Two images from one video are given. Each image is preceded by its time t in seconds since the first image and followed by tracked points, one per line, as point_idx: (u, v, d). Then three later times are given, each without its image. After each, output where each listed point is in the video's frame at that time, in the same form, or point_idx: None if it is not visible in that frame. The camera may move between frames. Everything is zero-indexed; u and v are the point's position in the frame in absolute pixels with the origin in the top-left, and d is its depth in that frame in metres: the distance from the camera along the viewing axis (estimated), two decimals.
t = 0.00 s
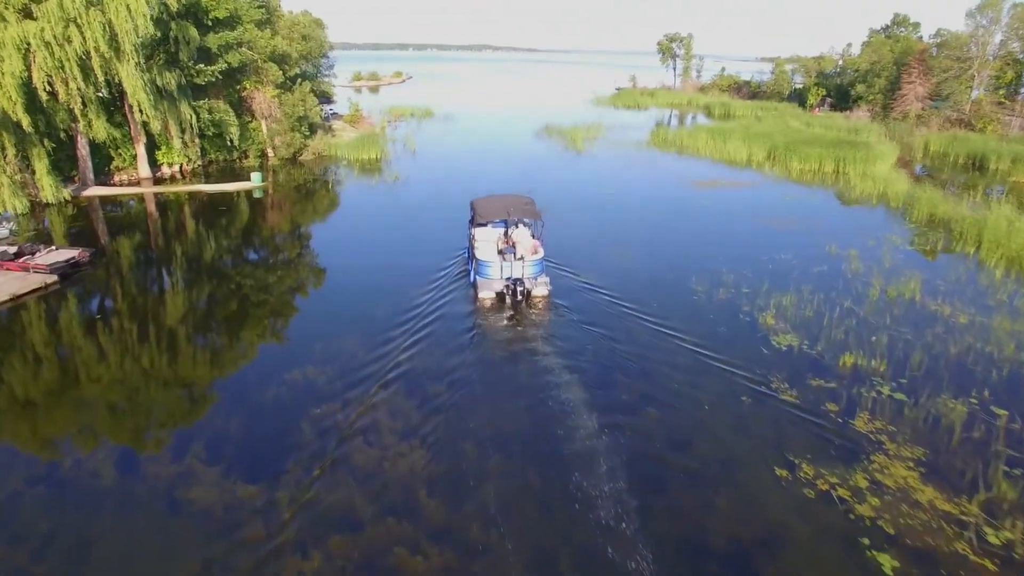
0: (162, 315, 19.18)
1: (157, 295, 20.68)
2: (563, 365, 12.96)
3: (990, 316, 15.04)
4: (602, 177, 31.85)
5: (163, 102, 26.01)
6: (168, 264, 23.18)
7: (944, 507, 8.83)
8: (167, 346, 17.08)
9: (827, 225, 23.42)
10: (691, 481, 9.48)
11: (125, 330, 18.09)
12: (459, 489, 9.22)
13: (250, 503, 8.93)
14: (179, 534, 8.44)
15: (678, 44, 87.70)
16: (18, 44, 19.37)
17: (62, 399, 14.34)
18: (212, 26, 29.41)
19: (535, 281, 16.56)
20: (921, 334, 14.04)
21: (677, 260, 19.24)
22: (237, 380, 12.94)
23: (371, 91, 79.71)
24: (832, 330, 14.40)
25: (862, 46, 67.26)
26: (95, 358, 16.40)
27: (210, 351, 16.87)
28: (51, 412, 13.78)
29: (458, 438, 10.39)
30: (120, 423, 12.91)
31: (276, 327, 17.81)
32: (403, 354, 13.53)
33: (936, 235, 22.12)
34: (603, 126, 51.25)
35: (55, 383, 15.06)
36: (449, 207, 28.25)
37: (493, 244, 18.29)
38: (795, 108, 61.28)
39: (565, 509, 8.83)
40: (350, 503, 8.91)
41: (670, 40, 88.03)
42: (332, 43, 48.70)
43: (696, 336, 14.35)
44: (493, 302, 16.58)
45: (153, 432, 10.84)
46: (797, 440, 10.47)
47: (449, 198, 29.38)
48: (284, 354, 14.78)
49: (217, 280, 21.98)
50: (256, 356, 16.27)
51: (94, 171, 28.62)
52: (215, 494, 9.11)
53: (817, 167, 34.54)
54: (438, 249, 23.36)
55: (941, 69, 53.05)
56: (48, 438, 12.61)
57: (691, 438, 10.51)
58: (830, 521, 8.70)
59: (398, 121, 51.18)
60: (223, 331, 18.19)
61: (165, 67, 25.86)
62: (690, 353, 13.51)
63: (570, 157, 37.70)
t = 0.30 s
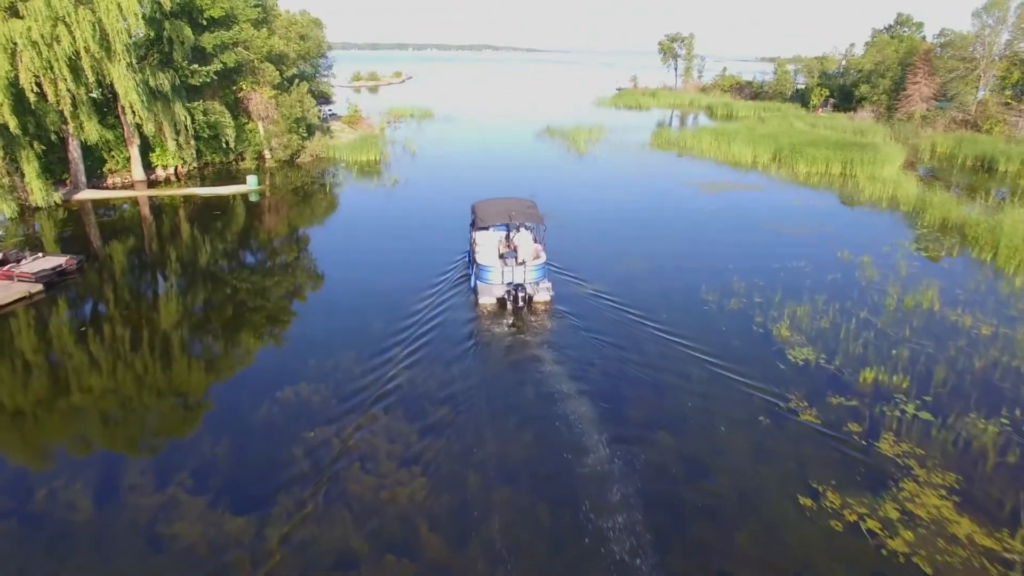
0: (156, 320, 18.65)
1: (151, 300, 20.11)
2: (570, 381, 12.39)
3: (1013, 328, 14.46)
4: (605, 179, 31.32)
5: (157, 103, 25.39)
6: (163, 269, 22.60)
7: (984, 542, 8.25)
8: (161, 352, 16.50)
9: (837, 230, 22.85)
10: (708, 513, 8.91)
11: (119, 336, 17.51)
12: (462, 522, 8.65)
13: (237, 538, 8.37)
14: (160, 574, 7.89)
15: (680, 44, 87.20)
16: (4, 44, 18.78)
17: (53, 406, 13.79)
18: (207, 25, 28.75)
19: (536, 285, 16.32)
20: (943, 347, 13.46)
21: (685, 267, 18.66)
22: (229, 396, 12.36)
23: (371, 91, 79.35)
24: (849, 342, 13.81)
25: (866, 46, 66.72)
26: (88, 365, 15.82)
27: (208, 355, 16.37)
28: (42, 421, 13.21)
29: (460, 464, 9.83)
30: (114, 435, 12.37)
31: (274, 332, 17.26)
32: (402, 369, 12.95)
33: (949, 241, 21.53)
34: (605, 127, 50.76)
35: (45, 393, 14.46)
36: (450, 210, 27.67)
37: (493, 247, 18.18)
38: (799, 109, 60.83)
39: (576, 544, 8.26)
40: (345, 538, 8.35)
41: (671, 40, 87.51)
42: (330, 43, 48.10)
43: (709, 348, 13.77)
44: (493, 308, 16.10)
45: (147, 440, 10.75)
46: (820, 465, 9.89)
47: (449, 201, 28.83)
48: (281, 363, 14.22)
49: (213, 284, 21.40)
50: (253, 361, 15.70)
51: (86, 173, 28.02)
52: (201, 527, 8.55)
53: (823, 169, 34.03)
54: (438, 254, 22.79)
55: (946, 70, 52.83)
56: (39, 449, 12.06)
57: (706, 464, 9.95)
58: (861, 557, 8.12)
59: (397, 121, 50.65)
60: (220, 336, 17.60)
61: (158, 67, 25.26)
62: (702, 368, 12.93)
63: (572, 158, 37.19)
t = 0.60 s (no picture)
0: (151, 325, 18.15)
1: (145, 306, 19.56)
2: (577, 398, 11.85)
3: None
4: (608, 182, 30.74)
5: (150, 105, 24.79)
6: (158, 273, 22.04)
7: None
8: (156, 357, 15.99)
9: (847, 234, 22.28)
10: (727, 547, 8.44)
11: (112, 343, 16.96)
12: (467, 560, 8.21)
13: None
14: None
15: (681, 44, 86.56)
16: None
17: (42, 414, 13.23)
18: (202, 24, 28.11)
19: (539, 291, 15.83)
20: (965, 360, 12.90)
21: (693, 274, 18.09)
22: (220, 413, 11.79)
23: (370, 91, 78.87)
24: (868, 355, 13.25)
25: (869, 46, 66.10)
26: (80, 373, 15.26)
27: (205, 358, 15.88)
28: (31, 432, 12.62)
29: (463, 493, 9.36)
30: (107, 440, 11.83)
31: (271, 337, 16.76)
32: (401, 383, 12.40)
33: (963, 246, 20.98)
34: (607, 128, 50.20)
35: (35, 402, 13.86)
36: (450, 214, 27.09)
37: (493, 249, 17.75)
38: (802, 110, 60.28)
39: None
40: None
41: (672, 40, 86.89)
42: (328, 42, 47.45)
43: (721, 361, 13.22)
44: (493, 314, 15.69)
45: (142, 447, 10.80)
46: (844, 491, 9.42)
47: (449, 204, 28.26)
48: (278, 372, 13.71)
49: (208, 289, 20.86)
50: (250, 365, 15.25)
51: (78, 176, 27.40)
52: (187, 565, 8.06)
53: (829, 172, 33.47)
54: (439, 257, 22.26)
55: (951, 70, 52.27)
56: (26, 457, 11.47)
57: (721, 493, 9.46)
58: None
59: (396, 122, 50.03)
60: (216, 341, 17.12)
61: (151, 68, 24.65)
62: (714, 383, 12.37)
63: (574, 160, 36.61)
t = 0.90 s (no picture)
0: (144, 330, 17.67)
1: (138, 310, 19.05)
2: (584, 414, 11.30)
3: None
4: (610, 184, 30.19)
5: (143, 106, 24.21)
6: (152, 277, 21.48)
7: None
8: (149, 363, 15.53)
9: (857, 238, 21.75)
10: None
11: (104, 349, 16.47)
12: None
13: None
14: None
15: (682, 44, 86.04)
16: None
17: (31, 424, 12.74)
18: (197, 23, 27.51)
19: (540, 295, 15.44)
20: (989, 375, 12.34)
21: (701, 280, 17.53)
22: (210, 431, 11.24)
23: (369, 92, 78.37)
24: (887, 367, 12.72)
25: (872, 46, 65.53)
26: (70, 380, 14.76)
27: (200, 363, 15.42)
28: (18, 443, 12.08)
29: (466, 520, 8.82)
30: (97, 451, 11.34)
31: (267, 342, 16.31)
32: (399, 399, 11.86)
33: (977, 251, 20.44)
34: (608, 129, 49.61)
35: (24, 412, 13.33)
36: (451, 217, 26.52)
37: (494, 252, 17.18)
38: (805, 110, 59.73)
39: None
40: None
41: (673, 40, 86.34)
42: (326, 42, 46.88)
43: (733, 372, 12.67)
44: (494, 319, 15.45)
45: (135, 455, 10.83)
46: (870, 518, 8.89)
47: (449, 206, 27.69)
48: (273, 384, 13.21)
49: (203, 292, 20.31)
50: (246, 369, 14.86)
51: (70, 178, 26.81)
52: None
53: (836, 174, 32.90)
54: (439, 261, 21.73)
55: (956, 70, 51.69)
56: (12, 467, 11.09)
57: (739, 520, 8.93)
58: None
59: (395, 123, 49.46)
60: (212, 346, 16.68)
61: (144, 68, 24.07)
62: (727, 398, 11.83)
63: (576, 162, 36.05)
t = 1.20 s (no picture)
0: (139, 334, 17.22)
1: (132, 314, 18.57)
2: (591, 431, 10.79)
3: None
4: (613, 186, 29.69)
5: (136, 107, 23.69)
6: (147, 281, 21.03)
7: None
8: (144, 368, 15.15)
9: (867, 242, 21.25)
10: None
11: (98, 355, 16.01)
12: None
13: None
14: None
15: (683, 44, 85.57)
16: None
17: (21, 434, 12.28)
18: (191, 23, 26.99)
19: (540, 299, 15.33)
20: (1013, 388, 11.86)
21: (709, 286, 17.02)
22: (199, 450, 10.72)
23: (368, 92, 78.16)
24: (905, 379, 12.22)
25: (875, 46, 65.05)
26: (62, 387, 14.30)
27: (196, 368, 14.99)
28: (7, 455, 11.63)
29: (469, 551, 8.35)
30: (88, 463, 10.89)
31: (265, 347, 15.92)
32: (398, 413, 11.36)
33: (991, 257, 19.95)
34: (610, 129, 49.10)
35: (13, 421, 12.87)
36: (451, 219, 26.02)
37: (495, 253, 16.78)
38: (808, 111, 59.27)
39: None
40: None
41: (674, 40, 85.84)
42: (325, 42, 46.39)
43: (746, 385, 12.15)
44: (496, 323, 15.19)
45: (130, 463, 10.86)
46: (896, 546, 8.40)
47: (449, 209, 27.18)
48: (269, 395, 12.74)
49: (199, 296, 19.84)
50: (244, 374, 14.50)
51: (62, 181, 26.30)
52: None
53: (842, 176, 32.40)
54: (440, 264, 21.28)
55: (961, 70, 51.17)
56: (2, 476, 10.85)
57: (757, 549, 8.46)
58: None
59: (395, 123, 49.01)
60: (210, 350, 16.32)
61: (138, 68, 23.58)
62: (740, 412, 11.32)
63: (577, 163, 35.57)
